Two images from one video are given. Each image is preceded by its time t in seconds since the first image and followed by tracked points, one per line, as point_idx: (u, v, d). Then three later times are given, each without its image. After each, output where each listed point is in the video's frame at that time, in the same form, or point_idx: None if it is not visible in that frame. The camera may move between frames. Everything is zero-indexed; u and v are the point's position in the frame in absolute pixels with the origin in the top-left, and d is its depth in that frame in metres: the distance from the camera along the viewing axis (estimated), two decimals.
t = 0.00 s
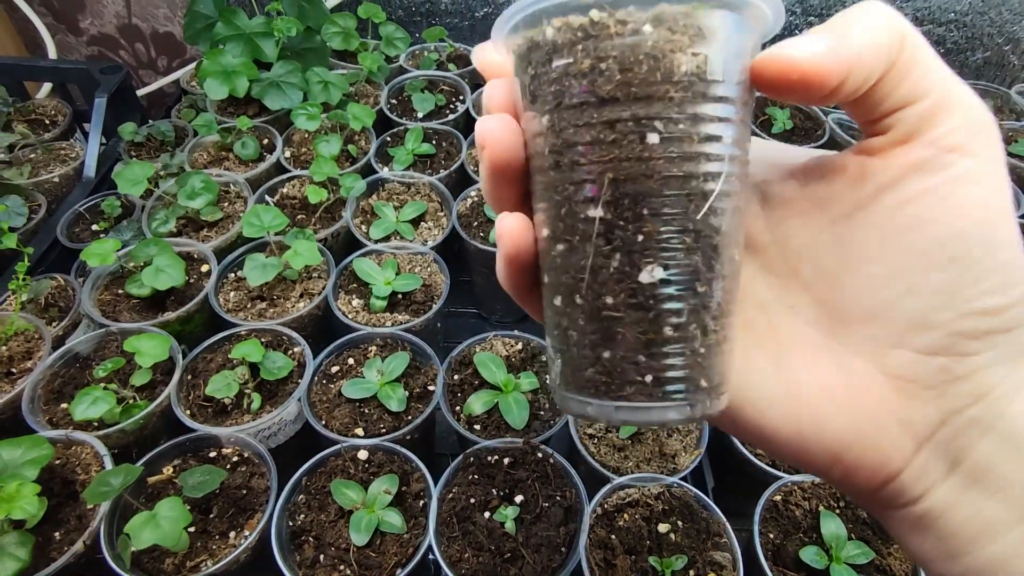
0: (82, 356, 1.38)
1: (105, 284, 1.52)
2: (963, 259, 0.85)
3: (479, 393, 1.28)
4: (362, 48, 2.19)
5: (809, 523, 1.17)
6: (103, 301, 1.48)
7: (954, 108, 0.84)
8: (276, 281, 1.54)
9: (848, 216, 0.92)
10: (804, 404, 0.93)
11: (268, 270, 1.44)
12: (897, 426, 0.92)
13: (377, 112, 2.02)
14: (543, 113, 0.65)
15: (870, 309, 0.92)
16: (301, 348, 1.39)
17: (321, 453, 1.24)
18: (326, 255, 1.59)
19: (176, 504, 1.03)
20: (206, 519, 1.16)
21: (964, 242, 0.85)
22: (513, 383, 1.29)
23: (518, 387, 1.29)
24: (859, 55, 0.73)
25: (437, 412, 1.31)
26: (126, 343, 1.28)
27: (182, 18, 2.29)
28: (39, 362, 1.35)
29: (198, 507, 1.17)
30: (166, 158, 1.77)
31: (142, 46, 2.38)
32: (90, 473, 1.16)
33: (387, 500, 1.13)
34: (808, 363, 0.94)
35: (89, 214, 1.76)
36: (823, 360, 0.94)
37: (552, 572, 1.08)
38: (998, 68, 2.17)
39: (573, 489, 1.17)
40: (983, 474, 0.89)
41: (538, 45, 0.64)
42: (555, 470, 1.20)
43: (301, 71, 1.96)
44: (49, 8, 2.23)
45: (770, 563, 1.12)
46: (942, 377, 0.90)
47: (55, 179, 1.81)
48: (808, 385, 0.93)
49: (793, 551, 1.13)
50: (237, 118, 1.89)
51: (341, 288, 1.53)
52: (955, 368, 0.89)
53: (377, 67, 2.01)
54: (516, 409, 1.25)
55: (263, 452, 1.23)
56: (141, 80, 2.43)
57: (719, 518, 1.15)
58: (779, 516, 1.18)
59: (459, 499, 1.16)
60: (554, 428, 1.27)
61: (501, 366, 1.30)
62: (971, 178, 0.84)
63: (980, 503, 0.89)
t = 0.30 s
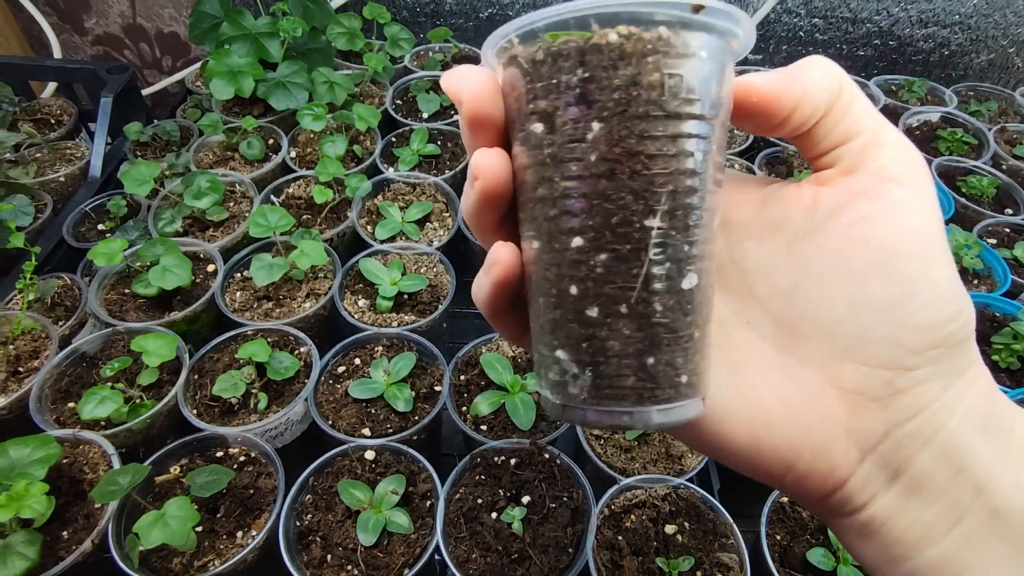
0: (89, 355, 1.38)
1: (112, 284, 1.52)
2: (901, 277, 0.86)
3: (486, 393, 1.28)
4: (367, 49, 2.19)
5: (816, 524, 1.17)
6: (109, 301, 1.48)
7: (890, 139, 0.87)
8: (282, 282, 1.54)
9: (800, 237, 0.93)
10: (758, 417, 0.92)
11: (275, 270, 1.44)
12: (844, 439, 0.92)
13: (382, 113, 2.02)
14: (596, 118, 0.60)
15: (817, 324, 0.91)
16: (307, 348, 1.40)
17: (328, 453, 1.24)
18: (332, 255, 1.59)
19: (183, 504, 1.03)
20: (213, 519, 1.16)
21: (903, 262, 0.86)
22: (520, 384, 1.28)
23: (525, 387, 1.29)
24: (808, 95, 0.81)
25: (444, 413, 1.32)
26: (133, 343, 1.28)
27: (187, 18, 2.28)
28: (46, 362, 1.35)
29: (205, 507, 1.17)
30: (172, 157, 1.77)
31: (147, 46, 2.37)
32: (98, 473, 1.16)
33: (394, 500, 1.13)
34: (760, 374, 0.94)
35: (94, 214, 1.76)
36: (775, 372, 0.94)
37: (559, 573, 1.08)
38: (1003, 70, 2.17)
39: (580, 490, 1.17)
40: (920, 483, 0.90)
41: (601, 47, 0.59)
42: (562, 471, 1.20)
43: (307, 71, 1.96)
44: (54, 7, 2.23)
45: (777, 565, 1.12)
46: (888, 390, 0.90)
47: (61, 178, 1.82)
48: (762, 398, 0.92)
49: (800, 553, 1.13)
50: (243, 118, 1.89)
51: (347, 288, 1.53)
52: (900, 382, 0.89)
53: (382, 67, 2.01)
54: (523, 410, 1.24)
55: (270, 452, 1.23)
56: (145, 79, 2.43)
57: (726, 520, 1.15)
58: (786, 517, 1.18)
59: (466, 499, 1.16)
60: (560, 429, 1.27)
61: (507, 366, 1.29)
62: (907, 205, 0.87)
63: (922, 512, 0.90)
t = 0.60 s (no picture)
0: (94, 354, 1.39)
1: (118, 283, 1.52)
2: (902, 294, 0.82)
3: (491, 393, 1.28)
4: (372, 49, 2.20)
5: (821, 526, 1.17)
6: (115, 300, 1.49)
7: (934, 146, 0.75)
8: (287, 281, 1.55)
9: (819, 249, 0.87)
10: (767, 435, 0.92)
11: (280, 269, 1.44)
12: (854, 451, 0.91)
13: (386, 113, 2.03)
14: (609, 164, 0.54)
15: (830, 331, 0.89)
16: (313, 348, 1.40)
17: (334, 453, 1.24)
18: (337, 255, 1.59)
19: (190, 502, 1.04)
20: (218, 517, 1.16)
21: (904, 284, 0.81)
22: (525, 384, 1.28)
23: (530, 388, 1.29)
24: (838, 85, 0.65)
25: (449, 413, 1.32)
26: (139, 342, 1.28)
27: (192, 17, 2.28)
28: (52, 360, 1.35)
29: (211, 506, 1.18)
30: (177, 157, 1.78)
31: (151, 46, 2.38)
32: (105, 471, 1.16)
33: (400, 500, 1.14)
34: (768, 386, 0.93)
35: (99, 213, 1.76)
36: (786, 388, 0.93)
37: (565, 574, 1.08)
38: (1007, 73, 2.17)
39: (585, 490, 1.17)
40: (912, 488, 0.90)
41: (615, 92, 0.51)
42: (567, 472, 1.20)
43: (312, 71, 1.97)
44: (59, 7, 2.23)
45: (782, 566, 1.12)
46: (900, 408, 0.88)
47: (66, 177, 1.82)
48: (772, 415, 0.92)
49: (805, 554, 1.13)
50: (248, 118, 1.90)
51: (352, 288, 1.53)
52: (914, 402, 0.87)
53: (387, 68, 2.01)
54: (528, 410, 1.24)
55: (276, 451, 1.23)
56: (150, 79, 2.44)
57: (731, 521, 1.16)
58: (791, 519, 1.18)
59: (471, 499, 1.17)
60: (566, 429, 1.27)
61: (512, 367, 1.30)
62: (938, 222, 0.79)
63: (930, 518, 0.90)
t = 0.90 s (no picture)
0: (105, 353, 1.39)
1: (128, 282, 1.53)
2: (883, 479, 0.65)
3: (500, 393, 1.29)
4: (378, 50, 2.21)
5: (826, 526, 1.18)
6: (125, 299, 1.50)
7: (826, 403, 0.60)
8: (296, 281, 1.56)
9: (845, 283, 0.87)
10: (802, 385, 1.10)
11: (290, 269, 1.45)
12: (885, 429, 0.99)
13: (393, 115, 2.04)
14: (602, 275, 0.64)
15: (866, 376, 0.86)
16: (322, 347, 1.41)
17: (344, 452, 1.25)
18: (346, 256, 1.60)
19: (204, 501, 1.05)
20: (230, 516, 1.17)
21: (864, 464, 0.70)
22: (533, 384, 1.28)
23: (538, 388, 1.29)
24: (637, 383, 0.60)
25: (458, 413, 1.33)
26: (150, 341, 1.29)
27: (199, 18, 2.29)
28: (64, 359, 1.37)
29: (222, 504, 1.18)
30: (186, 157, 1.79)
31: (158, 46, 2.38)
32: (117, 470, 1.17)
33: (410, 499, 1.14)
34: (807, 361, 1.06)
35: (108, 213, 1.77)
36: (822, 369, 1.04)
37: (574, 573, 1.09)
38: (1011, 77, 2.18)
39: (593, 490, 1.18)
40: (995, 564, 0.80)
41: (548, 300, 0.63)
42: (575, 471, 1.21)
43: (319, 72, 1.98)
44: (66, 7, 2.24)
45: (788, 567, 1.13)
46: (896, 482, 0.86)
47: (75, 177, 1.83)
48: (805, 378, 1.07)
49: (811, 554, 1.14)
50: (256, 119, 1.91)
51: (361, 288, 1.54)
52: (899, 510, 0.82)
53: (394, 70, 2.02)
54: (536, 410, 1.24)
55: (286, 450, 1.24)
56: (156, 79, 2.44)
57: (738, 521, 1.17)
58: (798, 519, 1.19)
59: (481, 499, 1.17)
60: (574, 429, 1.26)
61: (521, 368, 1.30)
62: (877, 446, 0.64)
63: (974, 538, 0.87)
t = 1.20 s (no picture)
0: (107, 348, 1.40)
1: (130, 278, 1.53)
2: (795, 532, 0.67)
3: (500, 389, 1.28)
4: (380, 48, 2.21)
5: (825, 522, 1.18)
6: (127, 295, 1.50)
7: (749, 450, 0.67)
8: (297, 277, 1.56)
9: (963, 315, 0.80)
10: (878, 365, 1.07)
11: (292, 266, 1.45)
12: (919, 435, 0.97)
13: (395, 112, 2.04)
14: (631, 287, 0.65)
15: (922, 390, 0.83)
16: (323, 343, 1.41)
17: (344, 447, 1.25)
18: (347, 253, 1.60)
19: (206, 494, 1.05)
20: (231, 510, 1.18)
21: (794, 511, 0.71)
22: (534, 380, 1.28)
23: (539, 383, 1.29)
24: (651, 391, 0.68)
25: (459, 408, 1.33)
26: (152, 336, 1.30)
27: (200, 15, 2.29)
28: (66, 354, 1.37)
29: (223, 499, 1.19)
30: (188, 154, 1.79)
31: (160, 43, 2.39)
32: (119, 464, 1.17)
33: (411, 494, 1.15)
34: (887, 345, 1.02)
35: (110, 209, 1.78)
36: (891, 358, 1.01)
37: (574, 568, 1.10)
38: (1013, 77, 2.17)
39: (594, 485, 1.19)
40: None
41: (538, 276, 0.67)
42: (576, 467, 1.21)
43: (321, 70, 1.98)
44: (68, 4, 2.24)
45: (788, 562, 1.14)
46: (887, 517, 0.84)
47: (77, 174, 1.83)
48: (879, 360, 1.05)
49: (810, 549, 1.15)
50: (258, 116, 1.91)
51: (362, 285, 1.55)
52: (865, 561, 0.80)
53: (395, 67, 2.03)
54: (537, 405, 1.24)
55: (287, 445, 1.24)
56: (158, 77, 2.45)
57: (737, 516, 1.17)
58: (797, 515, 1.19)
59: (482, 494, 1.18)
60: (575, 424, 1.26)
61: (522, 363, 1.30)
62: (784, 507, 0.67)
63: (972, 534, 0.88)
